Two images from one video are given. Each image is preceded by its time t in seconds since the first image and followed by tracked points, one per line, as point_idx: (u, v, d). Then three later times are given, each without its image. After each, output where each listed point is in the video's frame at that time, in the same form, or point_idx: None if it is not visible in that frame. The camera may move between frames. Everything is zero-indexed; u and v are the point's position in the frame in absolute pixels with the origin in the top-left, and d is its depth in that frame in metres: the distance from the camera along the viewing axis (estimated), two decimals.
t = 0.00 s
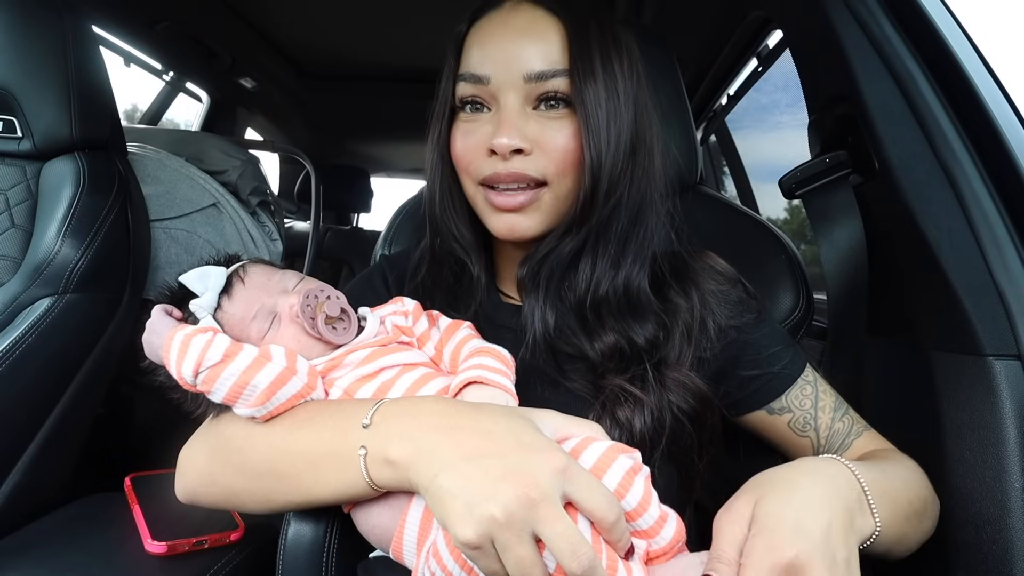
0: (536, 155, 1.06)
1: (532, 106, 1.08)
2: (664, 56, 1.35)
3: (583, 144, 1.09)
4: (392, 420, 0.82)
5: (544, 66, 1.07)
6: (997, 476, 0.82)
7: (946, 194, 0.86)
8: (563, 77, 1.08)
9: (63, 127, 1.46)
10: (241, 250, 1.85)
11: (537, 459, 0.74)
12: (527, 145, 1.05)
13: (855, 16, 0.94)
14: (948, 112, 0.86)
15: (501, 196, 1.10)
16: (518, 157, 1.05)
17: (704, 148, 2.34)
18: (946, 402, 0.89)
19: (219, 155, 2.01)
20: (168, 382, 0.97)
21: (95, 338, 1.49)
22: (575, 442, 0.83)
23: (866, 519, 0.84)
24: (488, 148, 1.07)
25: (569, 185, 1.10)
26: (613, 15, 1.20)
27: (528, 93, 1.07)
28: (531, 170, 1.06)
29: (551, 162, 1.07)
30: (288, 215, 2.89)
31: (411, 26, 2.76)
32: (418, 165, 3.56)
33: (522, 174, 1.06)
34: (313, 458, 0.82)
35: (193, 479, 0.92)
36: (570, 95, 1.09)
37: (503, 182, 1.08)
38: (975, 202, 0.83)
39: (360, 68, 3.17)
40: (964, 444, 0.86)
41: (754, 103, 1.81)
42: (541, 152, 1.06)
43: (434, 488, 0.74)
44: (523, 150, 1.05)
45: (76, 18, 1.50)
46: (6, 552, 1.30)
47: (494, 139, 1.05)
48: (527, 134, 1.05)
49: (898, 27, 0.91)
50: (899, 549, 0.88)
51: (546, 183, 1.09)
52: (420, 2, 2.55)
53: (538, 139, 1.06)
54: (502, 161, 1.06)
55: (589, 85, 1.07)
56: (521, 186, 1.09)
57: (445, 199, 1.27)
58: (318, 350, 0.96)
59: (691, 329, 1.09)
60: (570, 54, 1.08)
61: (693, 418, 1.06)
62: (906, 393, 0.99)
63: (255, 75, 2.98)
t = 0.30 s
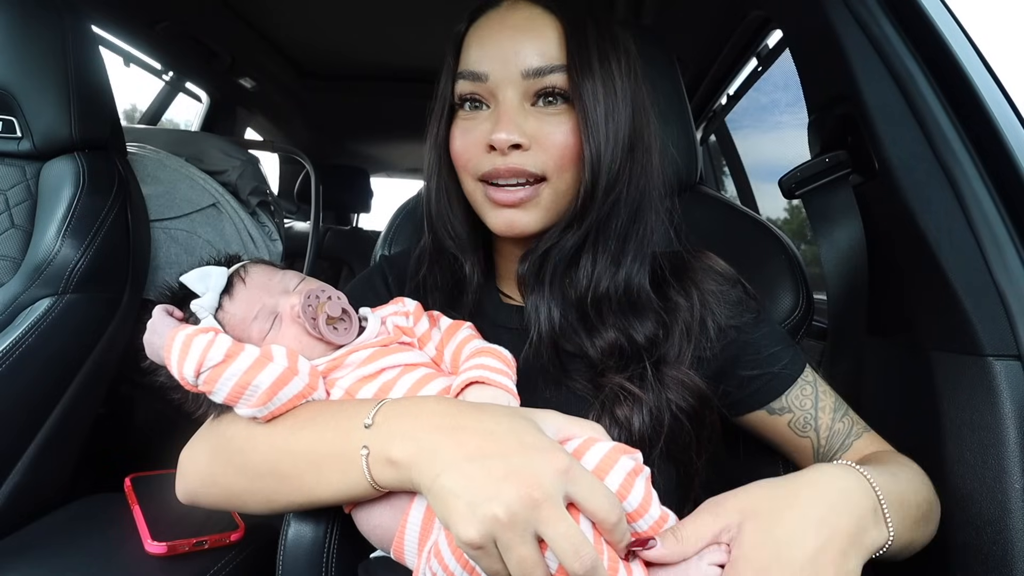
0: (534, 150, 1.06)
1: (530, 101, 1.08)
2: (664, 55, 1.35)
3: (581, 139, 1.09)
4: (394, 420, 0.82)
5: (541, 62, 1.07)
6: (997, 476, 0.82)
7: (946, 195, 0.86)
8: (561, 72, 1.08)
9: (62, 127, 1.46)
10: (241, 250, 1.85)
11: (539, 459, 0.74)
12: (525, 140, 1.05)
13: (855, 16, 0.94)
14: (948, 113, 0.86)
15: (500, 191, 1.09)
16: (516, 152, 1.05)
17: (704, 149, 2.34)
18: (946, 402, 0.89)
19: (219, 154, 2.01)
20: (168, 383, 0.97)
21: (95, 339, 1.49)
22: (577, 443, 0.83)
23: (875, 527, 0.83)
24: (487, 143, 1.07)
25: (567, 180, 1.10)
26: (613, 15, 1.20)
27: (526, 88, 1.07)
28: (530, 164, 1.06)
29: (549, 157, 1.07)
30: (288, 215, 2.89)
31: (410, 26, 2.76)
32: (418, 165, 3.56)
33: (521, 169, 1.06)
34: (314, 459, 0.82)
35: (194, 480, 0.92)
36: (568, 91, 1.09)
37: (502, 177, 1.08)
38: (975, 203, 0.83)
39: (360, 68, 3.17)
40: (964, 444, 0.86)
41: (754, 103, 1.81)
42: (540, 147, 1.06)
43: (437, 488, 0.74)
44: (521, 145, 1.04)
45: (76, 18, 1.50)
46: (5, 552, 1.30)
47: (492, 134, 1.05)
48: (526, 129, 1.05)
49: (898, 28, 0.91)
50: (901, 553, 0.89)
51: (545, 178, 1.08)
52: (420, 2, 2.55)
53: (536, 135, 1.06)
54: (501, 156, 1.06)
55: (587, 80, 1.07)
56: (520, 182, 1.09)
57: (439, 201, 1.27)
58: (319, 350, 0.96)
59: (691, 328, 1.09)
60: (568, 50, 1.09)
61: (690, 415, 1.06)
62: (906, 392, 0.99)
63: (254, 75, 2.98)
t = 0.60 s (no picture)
0: (532, 150, 1.06)
1: (530, 101, 1.08)
2: (664, 55, 1.35)
3: (581, 140, 1.09)
4: (393, 420, 0.82)
5: (544, 62, 1.07)
6: (997, 476, 0.82)
7: (946, 195, 0.86)
8: (563, 74, 1.08)
9: (63, 127, 1.46)
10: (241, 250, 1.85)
11: (537, 458, 0.74)
12: (524, 139, 1.05)
13: (855, 15, 0.94)
14: (948, 113, 0.86)
15: (498, 190, 1.10)
16: (515, 151, 1.05)
17: (704, 149, 2.35)
18: (946, 402, 0.89)
19: (219, 155, 2.01)
20: (168, 383, 0.97)
21: (95, 338, 1.49)
22: (576, 442, 0.83)
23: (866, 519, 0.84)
24: (486, 141, 1.07)
25: (565, 182, 1.10)
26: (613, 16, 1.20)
27: (527, 88, 1.08)
28: (528, 164, 1.06)
29: (548, 157, 1.07)
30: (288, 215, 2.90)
31: (411, 26, 2.76)
32: (418, 165, 3.56)
33: (519, 168, 1.06)
34: (314, 458, 0.82)
35: (194, 480, 0.92)
36: (569, 92, 1.09)
37: (501, 175, 1.08)
38: (975, 203, 0.83)
39: (360, 69, 3.17)
40: (964, 444, 0.86)
41: (755, 102, 1.81)
42: (539, 147, 1.06)
43: (436, 488, 0.74)
44: (520, 143, 1.04)
45: (76, 18, 1.51)
46: (5, 552, 1.30)
47: (492, 132, 1.05)
48: (525, 128, 1.05)
49: (898, 28, 0.91)
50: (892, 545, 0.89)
51: (543, 179, 1.08)
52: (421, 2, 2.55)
53: (536, 134, 1.06)
54: (499, 155, 1.06)
55: (589, 82, 1.08)
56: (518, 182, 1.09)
57: (445, 197, 1.27)
58: (318, 351, 0.96)
59: (689, 329, 1.09)
60: (570, 50, 1.09)
61: (692, 418, 1.06)
62: (906, 392, 0.99)
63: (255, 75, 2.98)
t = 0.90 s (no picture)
0: (538, 155, 1.06)
1: (535, 105, 1.08)
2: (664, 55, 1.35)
3: (587, 144, 1.09)
4: (393, 421, 0.82)
5: (549, 67, 1.07)
6: (998, 476, 0.82)
7: (947, 195, 0.86)
8: (568, 78, 1.08)
9: (62, 128, 1.46)
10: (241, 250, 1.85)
11: (538, 461, 0.74)
12: (530, 144, 1.04)
13: (856, 16, 0.95)
14: (948, 113, 0.86)
15: (502, 195, 1.09)
16: (521, 157, 1.05)
17: (704, 148, 2.34)
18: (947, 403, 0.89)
19: (219, 155, 2.01)
20: (168, 384, 0.97)
21: (95, 339, 1.49)
22: (576, 445, 0.83)
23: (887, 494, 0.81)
24: (492, 146, 1.06)
25: (570, 185, 1.10)
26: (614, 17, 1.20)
27: (532, 92, 1.07)
28: (534, 169, 1.06)
29: (553, 162, 1.07)
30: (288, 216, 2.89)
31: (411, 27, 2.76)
32: (418, 166, 3.56)
33: (525, 174, 1.06)
34: (314, 458, 0.82)
35: (194, 480, 0.92)
36: (574, 95, 1.09)
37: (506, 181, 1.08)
38: (975, 203, 0.83)
39: (360, 69, 3.16)
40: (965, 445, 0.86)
41: (755, 102, 1.79)
42: (544, 152, 1.06)
43: (435, 490, 0.74)
44: (527, 149, 1.04)
45: (76, 19, 1.51)
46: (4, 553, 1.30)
47: (498, 137, 1.05)
48: (531, 133, 1.05)
49: (898, 28, 0.91)
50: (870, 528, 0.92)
51: (548, 183, 1.08)
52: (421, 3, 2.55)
53: (541, 139, 1.06)
54: (505, 160, 1.05)
55: (595, 85, 1.08)
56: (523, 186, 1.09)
57: (448, 199, 1.27)
58: (319, 351, 0.95)
59: (691, 328, 1.12)
60: (575, 54, 1.09)
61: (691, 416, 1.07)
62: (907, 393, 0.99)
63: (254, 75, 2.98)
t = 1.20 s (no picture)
0: (536, 155, 1.06)
1: (533, 106, 1.08)
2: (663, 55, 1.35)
3: (585, 144, 1.09)
4: (397, 420, 0.82)
5: (546, 67, 1.07)
6: (997, 476, 0.82)
7: (946, 195, 0.86)
8: (565, 78, 1.08)
9: (63, 127, 1.46)
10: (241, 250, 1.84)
11: (542, 459, 0.74)
12: (528, 145, 1.05)
13: (855, 15, 0.95)
14: (948, 113, 0.86)
15: (501, 196, 1.10)
16: (519, 157, 1.05)
17: (704, 148, 2.34)
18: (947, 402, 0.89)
19: (219, 155, 2.02)
20: (168, 382, 0.97)
21: (95, 339, 1.49)
22: (579, 443, 0.83)
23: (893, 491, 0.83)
24: (490, 147, 1.06)
25: (569, 186, 1.10)
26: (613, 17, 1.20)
27: (529, 93, 1.07)
28: (532, 170, 1.06)
29: (551, 162, 1.07)
30: (288, 216, 2.89)
31: (412, 27, 2.76)
32: (418, 166, 3.56)
33: (523, 174, 1.06)
34: (314, 458, 0.82)
35: (194, 479, 0.92)
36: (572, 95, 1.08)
37: (504, 182, 1.08)
38: (975, 202, 0.83)
39: (360, 69, 3.16)
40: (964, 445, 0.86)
41: (755, 102, 1.79)
42: (542, 152, 1.06)
43: (439, 488, 0.74)
44: (524, 149, 1.04)
45: (76, 19, 1.51)
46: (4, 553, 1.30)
47: (496, 138, 1.05)
48: (529, 133, 1.05)
49: (897, 28, 0.91)
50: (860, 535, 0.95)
51: (546, 184, 1.08)
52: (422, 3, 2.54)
53: (539, 139, 1.06)
54: (503, 161, 1.06)
55: (592, 86, 1.08)
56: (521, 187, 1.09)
57: (447, 202, 1.27)
58: (320, 350, 0.96)
59: (690, 329, 1.12)
60: (573, 55, 1.08)
61: (692, 416, 1.06)
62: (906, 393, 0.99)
63: (255, 75, 2.98)
